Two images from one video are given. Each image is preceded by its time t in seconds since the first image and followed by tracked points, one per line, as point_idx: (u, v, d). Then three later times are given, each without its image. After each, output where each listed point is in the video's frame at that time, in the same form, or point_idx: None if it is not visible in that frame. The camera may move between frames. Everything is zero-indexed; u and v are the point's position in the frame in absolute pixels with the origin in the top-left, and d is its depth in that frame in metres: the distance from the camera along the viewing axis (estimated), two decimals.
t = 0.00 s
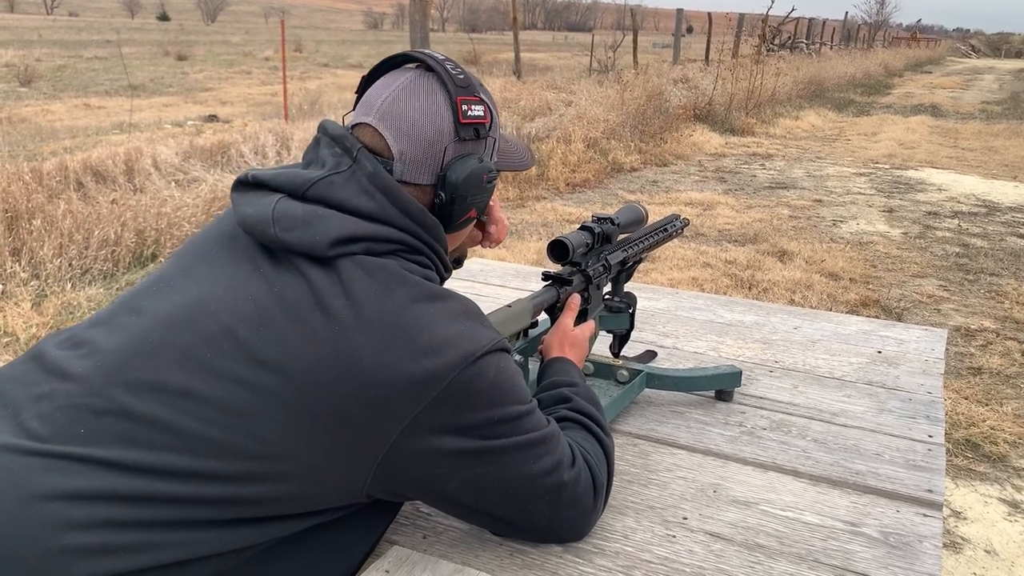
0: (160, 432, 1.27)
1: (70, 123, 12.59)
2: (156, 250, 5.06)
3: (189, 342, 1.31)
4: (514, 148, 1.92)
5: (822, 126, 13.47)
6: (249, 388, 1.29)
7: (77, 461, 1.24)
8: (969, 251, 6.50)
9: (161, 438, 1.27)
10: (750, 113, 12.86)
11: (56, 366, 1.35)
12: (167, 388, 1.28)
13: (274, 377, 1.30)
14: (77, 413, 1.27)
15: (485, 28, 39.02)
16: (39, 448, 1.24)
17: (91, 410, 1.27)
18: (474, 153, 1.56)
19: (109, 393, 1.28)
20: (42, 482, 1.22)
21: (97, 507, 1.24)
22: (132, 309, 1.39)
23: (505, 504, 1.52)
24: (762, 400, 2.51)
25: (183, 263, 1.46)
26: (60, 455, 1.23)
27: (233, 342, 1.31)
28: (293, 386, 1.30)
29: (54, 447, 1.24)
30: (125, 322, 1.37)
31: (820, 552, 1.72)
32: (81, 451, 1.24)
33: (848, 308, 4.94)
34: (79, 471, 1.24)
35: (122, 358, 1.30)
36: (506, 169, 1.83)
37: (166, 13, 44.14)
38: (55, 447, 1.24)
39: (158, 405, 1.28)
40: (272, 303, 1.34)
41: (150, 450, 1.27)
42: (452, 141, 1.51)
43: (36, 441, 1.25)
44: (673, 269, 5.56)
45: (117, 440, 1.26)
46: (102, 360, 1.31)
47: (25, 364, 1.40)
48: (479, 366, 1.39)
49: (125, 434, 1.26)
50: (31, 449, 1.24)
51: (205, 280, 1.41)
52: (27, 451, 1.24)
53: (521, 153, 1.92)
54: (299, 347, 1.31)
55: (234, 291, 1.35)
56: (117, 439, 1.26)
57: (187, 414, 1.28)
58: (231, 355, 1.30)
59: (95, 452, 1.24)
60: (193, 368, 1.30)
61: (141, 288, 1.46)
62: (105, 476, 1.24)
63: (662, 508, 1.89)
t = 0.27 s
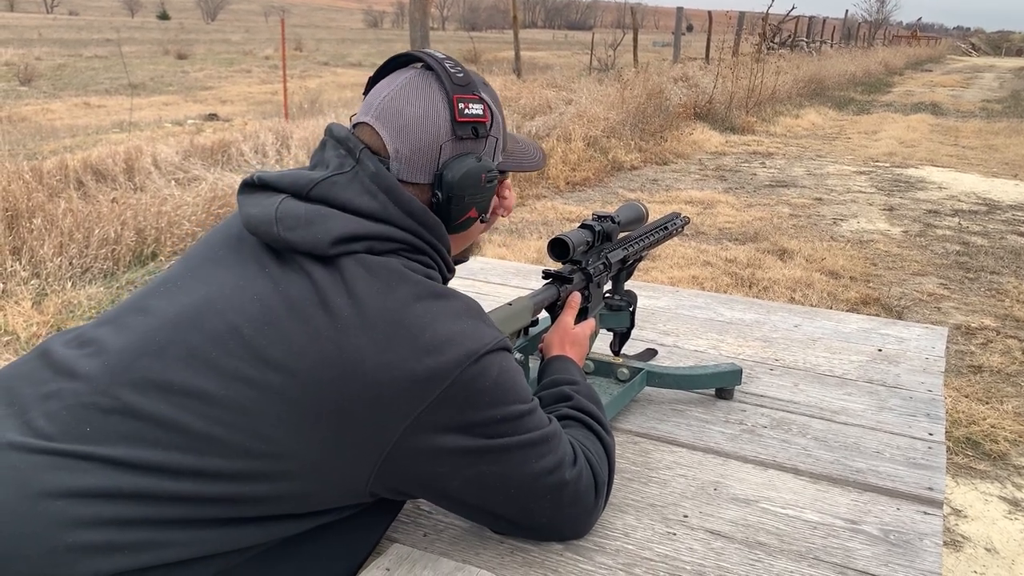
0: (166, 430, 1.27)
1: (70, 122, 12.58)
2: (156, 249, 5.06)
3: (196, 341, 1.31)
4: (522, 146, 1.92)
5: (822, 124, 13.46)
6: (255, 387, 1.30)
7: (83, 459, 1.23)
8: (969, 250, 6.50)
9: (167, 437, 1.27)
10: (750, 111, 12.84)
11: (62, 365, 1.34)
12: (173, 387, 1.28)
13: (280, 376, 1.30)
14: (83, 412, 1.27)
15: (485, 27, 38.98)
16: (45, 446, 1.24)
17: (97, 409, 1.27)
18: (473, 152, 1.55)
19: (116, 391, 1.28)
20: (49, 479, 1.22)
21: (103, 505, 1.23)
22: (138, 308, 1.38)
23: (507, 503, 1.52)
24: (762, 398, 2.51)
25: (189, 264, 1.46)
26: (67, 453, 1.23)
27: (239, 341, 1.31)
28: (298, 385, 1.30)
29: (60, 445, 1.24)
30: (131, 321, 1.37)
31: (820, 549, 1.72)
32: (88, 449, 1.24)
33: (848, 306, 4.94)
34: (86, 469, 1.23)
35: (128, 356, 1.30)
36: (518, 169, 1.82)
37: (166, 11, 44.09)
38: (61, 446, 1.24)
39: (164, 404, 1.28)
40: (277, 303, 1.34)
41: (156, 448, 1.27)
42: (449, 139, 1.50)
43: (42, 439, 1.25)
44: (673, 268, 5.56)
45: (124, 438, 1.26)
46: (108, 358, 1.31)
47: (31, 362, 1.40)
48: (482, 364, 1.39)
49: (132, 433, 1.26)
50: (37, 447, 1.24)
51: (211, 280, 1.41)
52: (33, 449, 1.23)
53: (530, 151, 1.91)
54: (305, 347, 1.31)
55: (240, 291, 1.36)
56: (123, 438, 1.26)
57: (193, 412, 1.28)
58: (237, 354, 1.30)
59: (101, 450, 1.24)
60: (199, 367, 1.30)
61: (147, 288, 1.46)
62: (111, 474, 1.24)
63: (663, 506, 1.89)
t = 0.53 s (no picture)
0: (169, 432, 1.27)
1: (69, 122, 12.58)
2: (155, 248, 5.05)
3: (199, 343, 1.31)
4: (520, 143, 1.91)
5: (822, 124, 13.46)
6: (257, 388, 1.30)
7: (86, 459, 1.23)
8: (968, 249, 6.50)
9: (170, 438, 1.27)
10: (750, 110, 12.84)
11: (66, 364, 1.34)
12: (175, 388, 1.28)
13: (282, 378, 1.30)
14: (86, 412, 1.27)
15: (484, 26, 38.95)
16: (49, 446, 1.24)
17: (101, 409, 1.27)
18: (464, 148, 1.54)
19: (119, 392, 1.28)
20: (52, 479, 1.22)
21: (105, 505, 1.24)
22: (143, 309, 1.39)
23: (507, 503, 1.52)
24: (761, 398, 2.51)
25: (192, 265, 1.46)
26: (69, 453, 1.23)
27: (241, 343, 1.31)
28: (298, 387, 1.30)
29: (63, 445, 1.24)
30: (136, 322, 1.37)
31: (819, 549, 1.72)
32: (91, 450, 1.24)
33: (848, 305, 4.94)
34: (88, 469, 1.23)
35: (131, 358, 1.30)
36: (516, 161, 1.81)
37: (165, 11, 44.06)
38: (64, 445, 1.24)
39: (168, 405, 1.28)
40: (279, 305, 1.34)
41: (159, 449, 1.27)
42: (439, 136, 1.49)
43: (46, 438, 1.25)
44: (673, 267, 5.55)
45: (127, 439, 1.26)
46: (112, 359, 1.31)
47: (36, 361, 1.40)
48: (482, 365, 1.39)
49: (134, 434, 1.26)
50: (41, 447, 1.24)
51: (214, 281, 1.41)
52: (36, 449, 1.23)
53: (530, 147, 1.91)
54: (307, 350, 1.31)
55: (242, 292, 1.36)
56: (127, 438, 1.26)
57: (196, 414, 1.28)
58: (239, 356, 1.31)
59: (104, 450, 1.24)
60: (201, 369, 1.30)
61: (151, 289, 1.46)
62: (113, 474, 1.24)
63: (662, 505, 1.89)
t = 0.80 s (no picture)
0: (170, 432, 1.27)
1: (69, 122, 12.58)
2: (154, 249, 5.05)
3: (199, 343, 1.31)
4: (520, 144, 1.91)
5: (821, 124, 13.46)
6: (257, 389, 1.30)
7: (86, 459, 1.23)
8: (968, 249, 6.50)
9: (170, 438, 1.27)
10: (749, 110, 12.85)
11: (67, 363, 1.34)
12: (176, 388, 1.28)
13: (282, 379, 1.30)
14: (86, 412, 1.27)
15: (483, 27, 38.94)
16: (49, 445, 1.24)
17: (101, 409, 1.27)
18: (462, 151, 1.53)
19: (118, 391, 1.28)
20: (51, 479, 1.22)
21: (105, 504, 1.23)
22: (144, 309, 1.39)
23: (507, 503, 1.52)
24: (761, 398, 2.51)
25: (193, 267, 1.46)
26: (69, 452, 1.23)
27: (241, 343, 1.31)
28: (298, 388, 1.30)
29: (64, 444, 1.24)
30: (137, 322, 1.37)
31: (818, 549, 1.72)
32: (92, 450, 1.24)
33: (847, 305, 4.94)
34: (87, 469, 1.23)
35: (132, 358, 1.30)
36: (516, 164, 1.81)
37: (164, 11, 44.06)
38: (64, 444, 1.24)
39: (168, 405, 1.28)
40: (279, 305, 1.34)
41: (158, 449, 1.27)
42: (436, 140, 1.48)
43: (46, 438, 1.24)
44: (672, 267, 5.56)
45: (127, 439, 1.26)
46: (113, 359, 1.31)
47: (37, 361, 1.40)
48: (482, 365, 1.39)
49: (135, 434, 1.26)
50: (41, 446, 1.23)
51: (215, 282, 1.41)
52: (37, 448, 1.23)
53: (528, 151, 1.91)
54: (307, 350, 1.31)
55: (243, 294, 1.36)
56: (127, 438, 1.26)
57: (196, 414, 1.28)
58: (238, 356, 1.30)
59: (104, 450, 1.24)
60: (201, 369, 1.30)
61: (153, 290, 1.46)
62: (113, 474, 1.24)
63: (662, 505, 1.89)
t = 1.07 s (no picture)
0: (172, 431, 1.28)
1: (70, 123, 12.60)
2: (155, 249, 5.04)
3: (201, 343, 1.32)
4: (521, 146, 1.91)
5: (822, 125, 13.46)
6: (259, 388, 1.30)
7: (89, 458, 1.24)
8: (968, 250, 6.50)
9: (173, 437, 1.28)
10: (750, 111, 12.85)
11: (70, 363, 1.35)
12: (178, 388, 1.29)
13: (282, 378, 1.30)
14: (90, 412, 1.27)
15: (484, 27, 38.95)
16: (51, 444, 1.24)
17: (103, 407, 1.28)
18: (464, 153, 1.54)
19: (121, 391, 1.28)
20: (52, 477, 1.22)
21: (107, 503, 1.24)
22: (149, 309, 1.40)
23: (509, 503, 1.52)
24: (762, 398, 2.51)
25: (197, 268, 1.47)
26: (72, 451, 1.23)
27: (243, 342, 1.32)
28: (299, 387, 1.30)
29: (66, 443, 1.24)
30: (140, 322, 1.38)
31: (819, 549, 1.72)
32: (94, 448, 1.24)
33: (848, 306, 4.94)
34: (90, 468, 1.24)
35: (135, 358, 1.31)
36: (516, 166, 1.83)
37: (165, 12, 44.11)
38: (67, 444, 1.24)
39: (171, 405, 1.28)
40: (281, 306, 1.35)
41: (161, 448, 1.27)
42: (439, 142, 1.49)
43: (48, 437, 1.25)
44: (672, 268, 5.56)
45: (129, 439, 1.27)
46: (116, 359, 1.32)
47: (40, 360, 1.41)
48: (483, 365, 1.39)
49: (138, 433, 1.27)
50: (43, 445, 1.24)
51: (218, 283, 1.41)
52: (39, 448, 1.24)
53: (529, 152, 1.91)
54: (309, 350, 1.31)
55: (246, 294, 1.36)
56: (129, 437, 1.27)
57: (199, 413, 1.28)
58: (240, 356, 1.31)
59: (106, 449, 1.25)
60: (203, 369, 1.30)
61: (157, 291, 1.47)
62: (115, 473, 1.24)
63: (662, 506, 1.89)
